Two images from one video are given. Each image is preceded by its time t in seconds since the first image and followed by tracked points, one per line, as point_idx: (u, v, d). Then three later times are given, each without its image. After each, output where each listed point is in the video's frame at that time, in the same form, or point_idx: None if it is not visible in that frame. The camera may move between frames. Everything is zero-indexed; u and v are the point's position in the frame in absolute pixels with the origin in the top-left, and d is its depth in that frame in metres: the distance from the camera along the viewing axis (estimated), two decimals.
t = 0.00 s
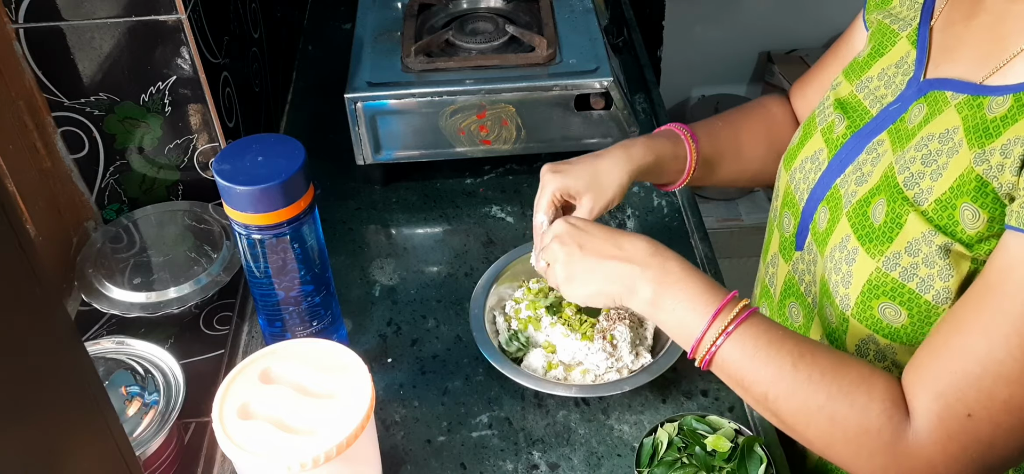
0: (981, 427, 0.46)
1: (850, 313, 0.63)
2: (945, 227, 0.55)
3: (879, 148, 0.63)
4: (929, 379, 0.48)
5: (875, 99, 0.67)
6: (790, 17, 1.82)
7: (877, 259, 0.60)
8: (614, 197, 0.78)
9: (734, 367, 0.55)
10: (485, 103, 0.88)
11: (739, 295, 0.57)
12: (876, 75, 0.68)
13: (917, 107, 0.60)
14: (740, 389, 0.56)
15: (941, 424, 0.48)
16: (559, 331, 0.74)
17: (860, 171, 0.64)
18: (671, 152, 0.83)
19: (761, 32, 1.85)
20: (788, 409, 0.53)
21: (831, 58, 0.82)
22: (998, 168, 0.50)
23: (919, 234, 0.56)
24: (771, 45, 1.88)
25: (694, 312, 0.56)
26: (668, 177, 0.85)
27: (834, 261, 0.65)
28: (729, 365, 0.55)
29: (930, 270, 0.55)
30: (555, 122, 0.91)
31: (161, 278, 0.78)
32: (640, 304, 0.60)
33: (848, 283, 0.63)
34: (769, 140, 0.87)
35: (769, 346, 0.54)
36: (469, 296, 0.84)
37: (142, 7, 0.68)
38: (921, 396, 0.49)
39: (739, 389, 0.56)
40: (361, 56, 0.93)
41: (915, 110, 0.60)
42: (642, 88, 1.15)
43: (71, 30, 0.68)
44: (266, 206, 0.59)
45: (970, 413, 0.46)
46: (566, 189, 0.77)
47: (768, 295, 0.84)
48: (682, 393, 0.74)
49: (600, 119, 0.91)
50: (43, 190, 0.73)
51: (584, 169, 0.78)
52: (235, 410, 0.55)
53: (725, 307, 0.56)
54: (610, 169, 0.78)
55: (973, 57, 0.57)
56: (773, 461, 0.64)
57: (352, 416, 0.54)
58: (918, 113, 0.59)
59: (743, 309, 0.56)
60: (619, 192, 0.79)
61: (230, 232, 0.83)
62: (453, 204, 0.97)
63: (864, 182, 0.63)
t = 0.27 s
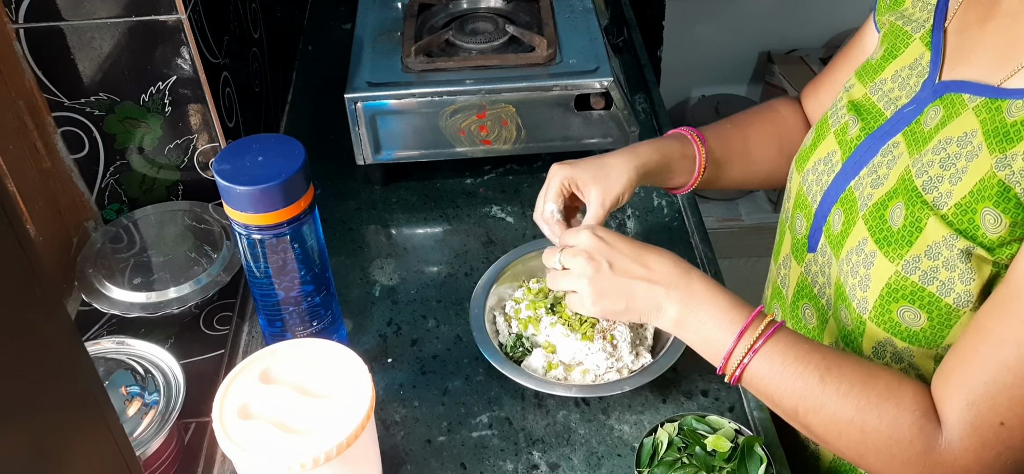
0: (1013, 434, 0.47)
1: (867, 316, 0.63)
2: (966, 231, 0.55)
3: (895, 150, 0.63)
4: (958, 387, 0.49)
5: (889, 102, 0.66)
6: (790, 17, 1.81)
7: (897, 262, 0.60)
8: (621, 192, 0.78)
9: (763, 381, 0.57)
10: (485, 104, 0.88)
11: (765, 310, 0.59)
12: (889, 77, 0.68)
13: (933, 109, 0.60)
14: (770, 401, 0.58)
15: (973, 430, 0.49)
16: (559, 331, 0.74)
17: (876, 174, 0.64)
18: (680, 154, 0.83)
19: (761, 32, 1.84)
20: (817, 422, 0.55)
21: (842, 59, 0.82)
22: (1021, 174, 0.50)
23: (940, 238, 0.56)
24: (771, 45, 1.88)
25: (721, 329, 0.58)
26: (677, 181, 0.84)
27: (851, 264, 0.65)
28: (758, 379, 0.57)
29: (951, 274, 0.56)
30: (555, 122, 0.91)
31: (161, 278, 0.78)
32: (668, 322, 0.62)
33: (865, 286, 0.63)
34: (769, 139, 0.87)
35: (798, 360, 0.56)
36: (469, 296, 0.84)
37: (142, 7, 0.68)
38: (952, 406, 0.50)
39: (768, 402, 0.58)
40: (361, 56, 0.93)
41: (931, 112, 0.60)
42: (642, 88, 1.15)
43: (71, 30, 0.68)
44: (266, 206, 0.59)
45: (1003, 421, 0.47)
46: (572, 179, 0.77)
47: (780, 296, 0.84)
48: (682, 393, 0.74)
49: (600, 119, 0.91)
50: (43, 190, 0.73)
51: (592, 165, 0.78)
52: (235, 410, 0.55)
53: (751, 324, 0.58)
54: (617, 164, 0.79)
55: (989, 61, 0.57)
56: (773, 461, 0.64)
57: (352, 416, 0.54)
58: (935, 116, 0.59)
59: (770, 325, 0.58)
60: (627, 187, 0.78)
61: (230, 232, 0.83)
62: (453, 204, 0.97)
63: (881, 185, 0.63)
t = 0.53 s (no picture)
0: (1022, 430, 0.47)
1: (873, 310, 0.63)
2: (975, 226, 0.55)
3: (903, 145, 0.63)
4: (965, 383, 0.49)
5: (899, 97, 0.66)
6: (790, 17, 1.81)
7: (904, 256, 0.60)
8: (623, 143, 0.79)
9: (767, 383, 0.57)
10: (485, 103, 0.88)
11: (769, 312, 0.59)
12: (900, 72, 0.68)
13: (943, 104, 0.60)
14: (774, 403, 0.58)
15: (980, 427, 0.49)
16: (559, 331, 0.74)
17: (884, 169, 0.64)
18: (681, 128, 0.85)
19: (761, 32, 1.84)
20: (823, 422, 0.55)
21: (853, 57, 0.82)
22: None
23: (948, 232, 0.56)
24: (771, 45, 1.88)
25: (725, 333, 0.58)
26: (679, 164, 0.85)
27: (858, 258, 0.65)
28: (763, 381, 0.57)
29: (959, 269, 0.56)
30: (555, 121, 0.91)
31: (161, 278, 0.78)
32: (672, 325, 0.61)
33: (872, 280, 0.63)
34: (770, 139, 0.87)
35: (802, 361, 0.56)
36: (469, 296, 0.84)
37: (142, 7, 0.68)
38: (959, 404, 0.50)
39: (773, 404, 0.58)
40: (361, 56, 0.93)
41: (941, 107, 0.60)
42: (642, 88, 1.15)
43: (71, 30, 0.68)
44: (266, 206, 0.59)
45: (1011, 418, 0.47)
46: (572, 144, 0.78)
47: (787, 291, 0.84)
48: (682, 393, 0.74)
49: (599, 119, 0.91)
50: (43, 190, 0.73)
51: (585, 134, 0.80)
52: (235, 410, 0.55)
53: (756, 326, 0.58)
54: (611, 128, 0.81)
55: (1001, 57, 0.57)
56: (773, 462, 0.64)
57: (352, 416, 0.54)
58: (945, 111, 0.59)
59: (774, 327, 0.58)
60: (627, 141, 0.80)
61: (230, 232, 0.83)
62: (453, 204, 0.97)
63: (889, 180, 0.63)
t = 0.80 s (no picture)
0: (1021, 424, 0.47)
1: (875, 306, 0.63)
2: (976, 221, 0.55)
3: (905, 141, 0.63)
4: (965, 376, 0.49)
5: (900, 93, 0.66)
6: (790, 17, 1.81)
7: (906, 251, 0.60)
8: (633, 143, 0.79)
9: (767, 373, 0.57)
10: (485, 103, 0.88)
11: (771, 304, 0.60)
12: (901, 69, 0.67)
13: (943, 100, 0.60)
14: (773, 393, 0.58)
15: (980, 421, 0.48)
16: (559, 331, 0.74)
17: (886, 165, 0.64)
18: (687, 134, 0.84)
19: (761, 32, 1.84)
20: (823, 412, 0.55)
21: (849, 54, 0.82)
22: None
23: (949, 227, 0.56)
24: (772, 45, 1.88)
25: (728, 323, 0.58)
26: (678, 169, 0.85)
27: (859, 254, 0.65)
28: (764, 371, 0.57)
29: (960, 264, 0.56)
30: (555, 121, 0.91)
31: (161, 278, 0.78)
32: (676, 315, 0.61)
33: (873, 275, 0.63)
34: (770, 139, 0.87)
35: (804, 351, 0.56)
36: (469, 296, 0.84)
37: (142, 7, 0.68)
38: (960, 396, 0.49)
39: (774, 394, 0.58)
40: (361, 56, 0.93)
41: (941, 103, 0.60)
42: (643, 88, 1.15)
43: (71, 30, 0.68)
44: (266, 206, 0.59)
45: (1010, 411, 0.46)
46: (581, 132, 0.79)
47: (786, 288, 0.84)
48: (682, 393, 0.74)
49: (599, 119, 0.91)
50: (43, 190, 0.73)
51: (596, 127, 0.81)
52: (235, 410, 0.55)
53: (758, 316, 0.58)
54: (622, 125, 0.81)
55: (1000, 53, 0.57)
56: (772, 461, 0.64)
57: (352, 416, 0.54)
58: (945, 107, 0.59)
59: (777, 318, 0.58)
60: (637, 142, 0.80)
61: (230, 232, 0.83)
62: (453, 204, 0.97)
63: (890, 176, 0.63)
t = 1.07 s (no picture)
0: (1010, 419, 0.46)
1: (865, 304, 0.63)
2: (964, 218, 0.55)
3: (895, 140, 0.63)
4: (954, 371, 0.49)
5: (889, 93, 0.66)
6: (790, 17, 1.81)
7: (895, 249, 0.60)
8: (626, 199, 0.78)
9: (754, 377, 0.57)
10: (485, 104, 0.88)
11: (754, 307, 0.60)
12: (891, 68, 0.67)
13: (933, 99, 0.60)
14: (762, 398, 0.58)
15: (969, 416, 0.48)
16: (559, 331, 0.74)
17: (876, 164, 0.64)
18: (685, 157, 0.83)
19: (761, 31, 1.84)
20: (812, 415, 0.55)
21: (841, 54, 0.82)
22: (1019, 161, 0.51)
23: (938, 225, 0.56)
24: (772, 45, 1.88)
25: (711, 329, 0.59)
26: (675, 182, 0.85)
27: (850, 252, 0.65)
28: (750, 376, 0.57)
29: (949, 261, 0.56)
30: (555, 121, 0.91)
31: (161, 278, 0.78)
32: (659, 324, 0.62)
33: (863, 274, 0.63)
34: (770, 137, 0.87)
35: (790, 353, 0.56)
36: (469, 296, 0.84)
37: (142, 7, 0.68)
38: (948, 392, 0.49)
39: (761, 399, 0.58)
40: (361, 56, 0.93)
41: (931, 102, 0.60)
42: (642, 88, 1.15)
43: (71, 30, 0.68)
44: (266, 206, 0.59)
45: (999, 407, 0.46)
46: (583, 191, 0.77)
47: (777, 288, 0.84)
48: (682, 393, 0.74)
49: (600, 119, 0.91)
50: (43, 190, 0.73)
51: (600, 172, 0.78)
52: (235, 410, 0.55)
53: (740, 320, 0.58)
54: (625, 170, 0.79)
55: (989, 53, 0.57)
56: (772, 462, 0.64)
57: (352, 416, 0.54)
58: (935, 106, 0.59)
59: (760, 320, 0.58)
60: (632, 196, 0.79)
61: (230, 232, 0.83)
62: (453, 204, 0.97)
63: (880, 174, 0.63)
